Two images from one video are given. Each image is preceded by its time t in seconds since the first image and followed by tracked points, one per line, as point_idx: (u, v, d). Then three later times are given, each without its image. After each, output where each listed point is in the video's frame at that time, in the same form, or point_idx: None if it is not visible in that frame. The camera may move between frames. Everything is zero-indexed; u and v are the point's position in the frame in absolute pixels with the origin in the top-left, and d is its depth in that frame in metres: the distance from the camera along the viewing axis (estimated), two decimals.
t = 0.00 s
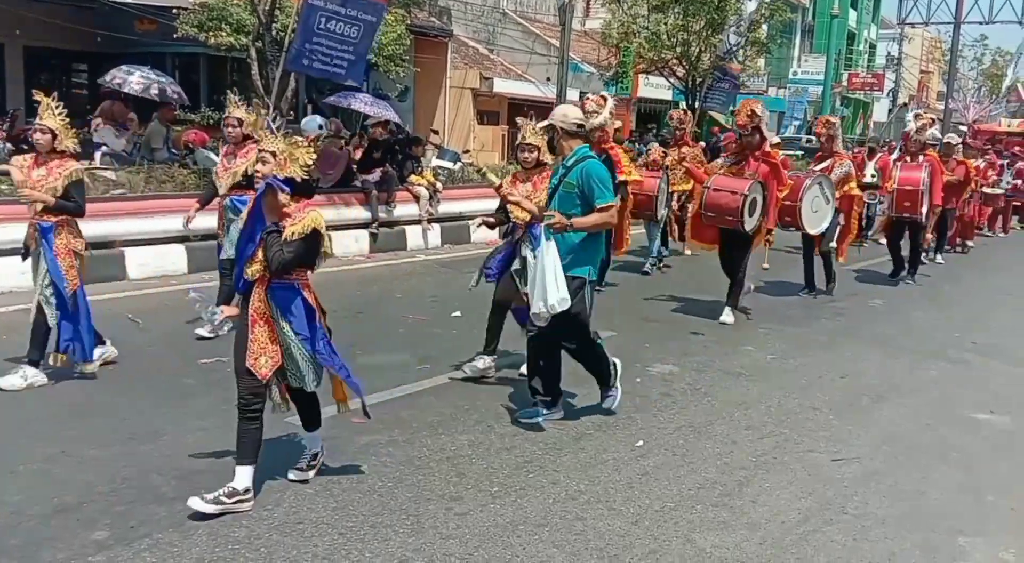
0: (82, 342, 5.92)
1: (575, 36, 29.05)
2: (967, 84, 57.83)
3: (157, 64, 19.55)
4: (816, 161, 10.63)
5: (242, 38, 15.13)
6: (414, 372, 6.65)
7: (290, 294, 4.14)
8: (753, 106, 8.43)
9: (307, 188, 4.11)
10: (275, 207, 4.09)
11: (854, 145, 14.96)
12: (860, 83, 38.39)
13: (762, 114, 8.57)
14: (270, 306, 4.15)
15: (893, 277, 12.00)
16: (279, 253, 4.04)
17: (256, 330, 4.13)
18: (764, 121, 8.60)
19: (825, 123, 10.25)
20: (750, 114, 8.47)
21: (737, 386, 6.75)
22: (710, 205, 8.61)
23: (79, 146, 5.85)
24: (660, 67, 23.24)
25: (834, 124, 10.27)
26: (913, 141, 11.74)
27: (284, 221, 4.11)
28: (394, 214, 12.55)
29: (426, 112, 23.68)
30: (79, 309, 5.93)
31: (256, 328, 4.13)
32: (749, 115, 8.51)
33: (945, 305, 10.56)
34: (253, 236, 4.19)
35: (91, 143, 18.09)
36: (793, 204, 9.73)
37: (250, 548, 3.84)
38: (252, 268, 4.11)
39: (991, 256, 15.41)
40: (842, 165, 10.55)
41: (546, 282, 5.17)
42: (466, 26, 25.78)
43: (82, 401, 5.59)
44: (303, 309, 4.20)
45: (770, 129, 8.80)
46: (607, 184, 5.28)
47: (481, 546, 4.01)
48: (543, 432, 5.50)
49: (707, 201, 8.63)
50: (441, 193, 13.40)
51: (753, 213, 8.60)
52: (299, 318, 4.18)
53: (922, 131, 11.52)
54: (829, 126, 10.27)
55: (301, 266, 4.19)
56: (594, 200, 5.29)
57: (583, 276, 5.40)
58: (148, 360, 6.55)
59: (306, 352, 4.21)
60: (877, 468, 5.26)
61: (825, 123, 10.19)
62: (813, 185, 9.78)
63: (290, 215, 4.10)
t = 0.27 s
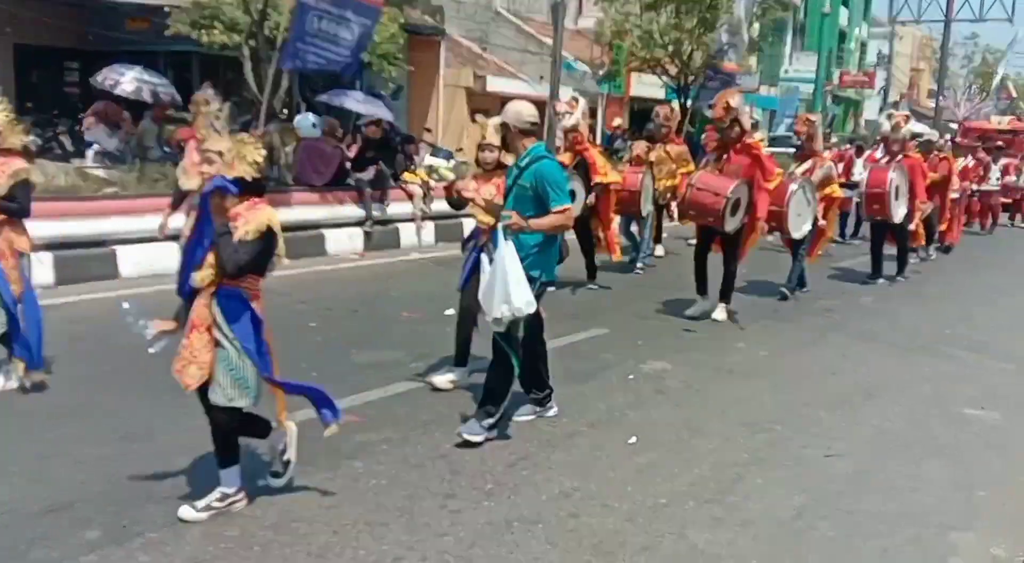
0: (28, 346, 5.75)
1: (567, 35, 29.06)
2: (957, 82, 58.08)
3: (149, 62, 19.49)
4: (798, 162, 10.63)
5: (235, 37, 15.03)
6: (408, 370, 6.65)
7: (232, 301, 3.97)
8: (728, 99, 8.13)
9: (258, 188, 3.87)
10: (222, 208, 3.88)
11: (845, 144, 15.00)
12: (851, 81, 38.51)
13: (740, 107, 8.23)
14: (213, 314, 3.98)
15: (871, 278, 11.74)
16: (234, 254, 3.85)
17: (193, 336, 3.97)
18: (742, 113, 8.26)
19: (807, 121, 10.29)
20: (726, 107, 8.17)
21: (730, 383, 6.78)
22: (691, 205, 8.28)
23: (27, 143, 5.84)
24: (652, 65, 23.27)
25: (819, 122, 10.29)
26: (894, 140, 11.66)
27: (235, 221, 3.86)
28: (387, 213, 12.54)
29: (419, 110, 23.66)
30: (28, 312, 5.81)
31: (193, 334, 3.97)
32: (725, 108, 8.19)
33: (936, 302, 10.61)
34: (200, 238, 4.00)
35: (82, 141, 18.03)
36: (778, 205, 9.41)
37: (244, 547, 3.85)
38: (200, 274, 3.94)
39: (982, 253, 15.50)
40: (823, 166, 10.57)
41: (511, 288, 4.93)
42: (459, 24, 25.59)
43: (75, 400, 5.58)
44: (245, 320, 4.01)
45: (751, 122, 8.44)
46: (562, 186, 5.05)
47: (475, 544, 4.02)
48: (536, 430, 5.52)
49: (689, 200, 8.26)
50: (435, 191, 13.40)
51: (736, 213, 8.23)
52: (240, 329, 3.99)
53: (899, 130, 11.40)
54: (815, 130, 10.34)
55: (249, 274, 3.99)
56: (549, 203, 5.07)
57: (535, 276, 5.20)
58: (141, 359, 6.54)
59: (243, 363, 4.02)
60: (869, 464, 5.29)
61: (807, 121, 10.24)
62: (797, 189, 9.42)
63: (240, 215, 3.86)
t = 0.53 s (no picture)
0: None
1: (562, 34, 29.04)
2: (952, 81, 58.17)
3: (143, 62, 19.41)
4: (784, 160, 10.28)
5: (229, 36, 14.98)
6: (402, 370, 6.63)
7: (178, 307, 3.75)
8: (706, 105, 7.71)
9: (203, 187, 3.69)
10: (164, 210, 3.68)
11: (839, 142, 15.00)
12: (846, 79, 38.54)
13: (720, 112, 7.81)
14: (158, 319, 3.77)
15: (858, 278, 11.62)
16: (179, 259, 3.64)
17: (135, 344, 3.77)
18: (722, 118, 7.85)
19: (791, 117, 9.95)
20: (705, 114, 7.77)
21: (726, 381, 6.77)
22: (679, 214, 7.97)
23: None
24: (647, 64, 23.25)
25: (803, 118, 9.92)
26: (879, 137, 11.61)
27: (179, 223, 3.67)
28: (382, 212, 12.52)
29: (414, 109, 23.64)
30: None
31: (137, 342, 3.78)
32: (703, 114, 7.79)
33: (931, 300, 10.62)
34: (146, 238, 3.77)
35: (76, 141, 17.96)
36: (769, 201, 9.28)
37: (236, 548, 3.83)
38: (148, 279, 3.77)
39: (976, 251, 15.53)
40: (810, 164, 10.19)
41: (455, 302, 4.70)
42: (455, 23, 25.74)
43: (67, 400, 5.56)
44: (193, 325, 3.76)
45: (728, 124, 8.18)
46: (512, 186, 4.86)
47: (469, 544, 4.00)
48: (531, 429, 5.51)
49: (675, 208, 7.98)
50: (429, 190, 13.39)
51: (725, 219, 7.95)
52: (189, 336, 3.74)
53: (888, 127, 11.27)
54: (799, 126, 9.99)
55: (199, 276, 3.77)
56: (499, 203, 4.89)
57: (479, 279, 4.96)
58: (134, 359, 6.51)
59: (186, 374, 3.74)
60: (865, 463, 5.28)
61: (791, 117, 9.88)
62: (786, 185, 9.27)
63: (187, 215, 3.68)
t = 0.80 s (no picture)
0: None
1: (555, 33, 29.05)
2: (944, 79, 58.35)
3: (137, 61, 19.40)
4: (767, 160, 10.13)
5: (223, 34, 14.94)
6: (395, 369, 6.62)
7: (107, 319, 3.57)
8: (690, 95, 7.60)
9: (138, 193, 3.56)
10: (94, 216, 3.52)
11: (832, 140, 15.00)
12: (839, 78, 38.61)
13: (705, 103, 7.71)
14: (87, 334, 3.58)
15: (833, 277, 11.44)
16: (105, 268, 3.47)
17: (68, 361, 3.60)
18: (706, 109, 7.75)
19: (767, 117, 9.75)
20: (688, 104, 7.66)
21: (719, 379, 6.79)
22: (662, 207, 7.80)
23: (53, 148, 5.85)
24: (641, 62, 23.25)
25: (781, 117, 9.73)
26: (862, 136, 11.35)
27: (113, 230, 3.54)
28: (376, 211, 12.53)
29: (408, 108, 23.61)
30: None
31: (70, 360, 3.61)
32: (686, 104, 7.69)
33: (924, 298, 10.66)
34: (76, 246, 3.61)
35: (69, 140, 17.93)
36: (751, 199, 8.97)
37: (230, 548, 3.82)
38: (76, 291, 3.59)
39: (968, 249, 15.57)
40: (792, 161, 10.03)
41: (376, 299, 4.60)
42: (448, 23, 25.28)
43: (61, 401, 5.54)
44: (123, 338, 3.57)
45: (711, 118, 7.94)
46: (457, 178, 4.65)
47: (463, 543, 4.00)
48: (525, 428, 5.51)
49: (657, 200, 7.82)
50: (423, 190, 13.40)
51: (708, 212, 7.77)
52: (119, 348, 3.57)
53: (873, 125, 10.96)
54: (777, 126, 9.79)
55: (131, 285, 3.61)
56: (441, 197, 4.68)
57: (436, 282, 4.79)
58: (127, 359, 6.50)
59: (119, 392, 3.57)
60: (857, 460, 5.30)
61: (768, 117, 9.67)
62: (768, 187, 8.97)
63: (120, 222, 3.55)
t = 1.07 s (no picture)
0: None
1: (549, 31, 29.06)
2: (936, 78, 58.52)
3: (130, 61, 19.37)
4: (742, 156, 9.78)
5: (217, 33, 14.90)
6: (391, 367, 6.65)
7: (53, 320, 3.47)
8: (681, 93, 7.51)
9: (75, 187, 3.45)
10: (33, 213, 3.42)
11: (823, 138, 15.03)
12: (831, 77, 38.70)
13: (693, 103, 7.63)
14: (33, 335, 3.49)
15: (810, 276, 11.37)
16: (43, 266, 3.39)
17: (12, 366, 3.49)
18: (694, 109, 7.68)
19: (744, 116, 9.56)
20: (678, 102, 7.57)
21: (713, 377, 6.82)
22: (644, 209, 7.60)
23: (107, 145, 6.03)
24: (634, 61, 23.27)
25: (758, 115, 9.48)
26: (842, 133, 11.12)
27: (53, 227, 3.44)
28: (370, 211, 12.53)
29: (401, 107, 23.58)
30: None
31: (14, 364, 3.50)
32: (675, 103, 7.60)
33: (916, 296, 10.71)
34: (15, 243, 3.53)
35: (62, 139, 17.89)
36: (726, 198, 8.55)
37: (225, 545, 3.83)
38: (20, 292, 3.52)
39: (960, 246, 15.66)
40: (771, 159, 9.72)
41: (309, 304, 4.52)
42: (441, 21, 25.64)
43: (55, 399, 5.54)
44: (71, 339, 3.49)
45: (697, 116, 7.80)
46: (399, 186, 4.60)
47: (458, 540, 4.02)
48: (520, 425, 5.53)
49: (640, 203, 7.65)
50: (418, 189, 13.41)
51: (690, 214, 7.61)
52: (63, 350, 3.48)
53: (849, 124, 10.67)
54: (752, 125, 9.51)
55: (75, 285, 3.52)
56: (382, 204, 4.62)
57: (379, 293, 4.65)
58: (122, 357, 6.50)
59: (69, 396, 3.48)
60: (850, 457, 5.34)
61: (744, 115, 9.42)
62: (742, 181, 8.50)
63: (60, 219, 3.45)
